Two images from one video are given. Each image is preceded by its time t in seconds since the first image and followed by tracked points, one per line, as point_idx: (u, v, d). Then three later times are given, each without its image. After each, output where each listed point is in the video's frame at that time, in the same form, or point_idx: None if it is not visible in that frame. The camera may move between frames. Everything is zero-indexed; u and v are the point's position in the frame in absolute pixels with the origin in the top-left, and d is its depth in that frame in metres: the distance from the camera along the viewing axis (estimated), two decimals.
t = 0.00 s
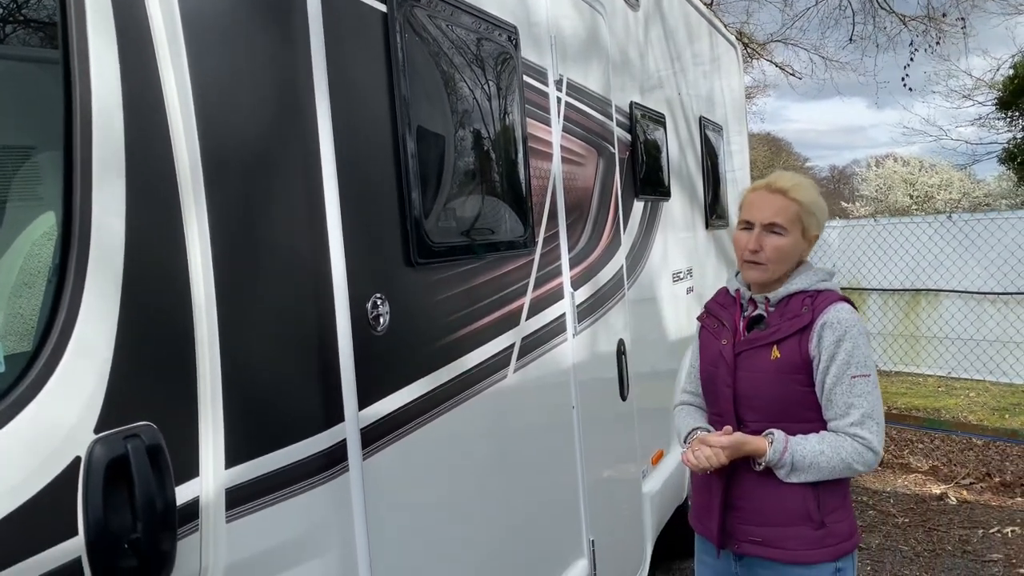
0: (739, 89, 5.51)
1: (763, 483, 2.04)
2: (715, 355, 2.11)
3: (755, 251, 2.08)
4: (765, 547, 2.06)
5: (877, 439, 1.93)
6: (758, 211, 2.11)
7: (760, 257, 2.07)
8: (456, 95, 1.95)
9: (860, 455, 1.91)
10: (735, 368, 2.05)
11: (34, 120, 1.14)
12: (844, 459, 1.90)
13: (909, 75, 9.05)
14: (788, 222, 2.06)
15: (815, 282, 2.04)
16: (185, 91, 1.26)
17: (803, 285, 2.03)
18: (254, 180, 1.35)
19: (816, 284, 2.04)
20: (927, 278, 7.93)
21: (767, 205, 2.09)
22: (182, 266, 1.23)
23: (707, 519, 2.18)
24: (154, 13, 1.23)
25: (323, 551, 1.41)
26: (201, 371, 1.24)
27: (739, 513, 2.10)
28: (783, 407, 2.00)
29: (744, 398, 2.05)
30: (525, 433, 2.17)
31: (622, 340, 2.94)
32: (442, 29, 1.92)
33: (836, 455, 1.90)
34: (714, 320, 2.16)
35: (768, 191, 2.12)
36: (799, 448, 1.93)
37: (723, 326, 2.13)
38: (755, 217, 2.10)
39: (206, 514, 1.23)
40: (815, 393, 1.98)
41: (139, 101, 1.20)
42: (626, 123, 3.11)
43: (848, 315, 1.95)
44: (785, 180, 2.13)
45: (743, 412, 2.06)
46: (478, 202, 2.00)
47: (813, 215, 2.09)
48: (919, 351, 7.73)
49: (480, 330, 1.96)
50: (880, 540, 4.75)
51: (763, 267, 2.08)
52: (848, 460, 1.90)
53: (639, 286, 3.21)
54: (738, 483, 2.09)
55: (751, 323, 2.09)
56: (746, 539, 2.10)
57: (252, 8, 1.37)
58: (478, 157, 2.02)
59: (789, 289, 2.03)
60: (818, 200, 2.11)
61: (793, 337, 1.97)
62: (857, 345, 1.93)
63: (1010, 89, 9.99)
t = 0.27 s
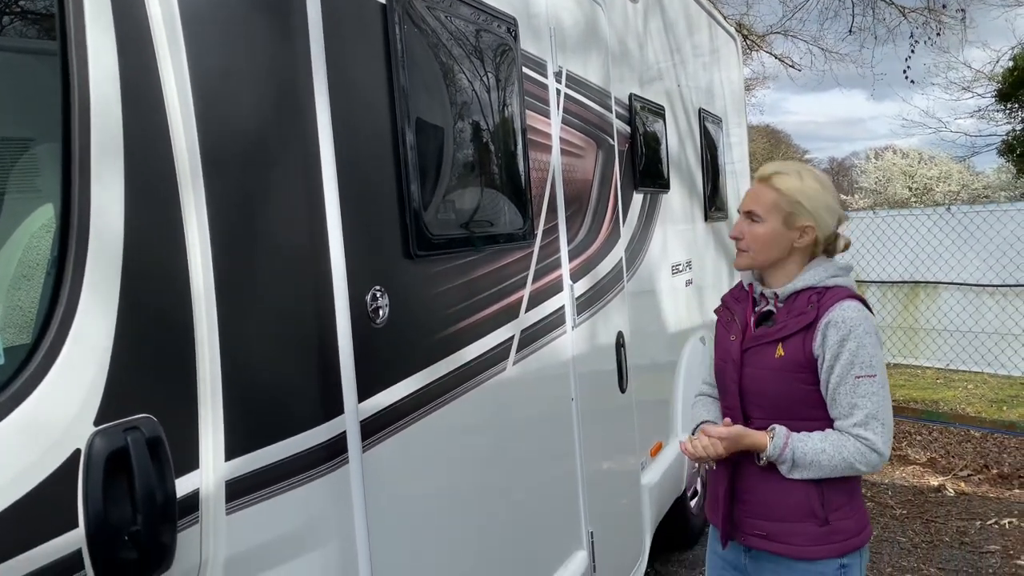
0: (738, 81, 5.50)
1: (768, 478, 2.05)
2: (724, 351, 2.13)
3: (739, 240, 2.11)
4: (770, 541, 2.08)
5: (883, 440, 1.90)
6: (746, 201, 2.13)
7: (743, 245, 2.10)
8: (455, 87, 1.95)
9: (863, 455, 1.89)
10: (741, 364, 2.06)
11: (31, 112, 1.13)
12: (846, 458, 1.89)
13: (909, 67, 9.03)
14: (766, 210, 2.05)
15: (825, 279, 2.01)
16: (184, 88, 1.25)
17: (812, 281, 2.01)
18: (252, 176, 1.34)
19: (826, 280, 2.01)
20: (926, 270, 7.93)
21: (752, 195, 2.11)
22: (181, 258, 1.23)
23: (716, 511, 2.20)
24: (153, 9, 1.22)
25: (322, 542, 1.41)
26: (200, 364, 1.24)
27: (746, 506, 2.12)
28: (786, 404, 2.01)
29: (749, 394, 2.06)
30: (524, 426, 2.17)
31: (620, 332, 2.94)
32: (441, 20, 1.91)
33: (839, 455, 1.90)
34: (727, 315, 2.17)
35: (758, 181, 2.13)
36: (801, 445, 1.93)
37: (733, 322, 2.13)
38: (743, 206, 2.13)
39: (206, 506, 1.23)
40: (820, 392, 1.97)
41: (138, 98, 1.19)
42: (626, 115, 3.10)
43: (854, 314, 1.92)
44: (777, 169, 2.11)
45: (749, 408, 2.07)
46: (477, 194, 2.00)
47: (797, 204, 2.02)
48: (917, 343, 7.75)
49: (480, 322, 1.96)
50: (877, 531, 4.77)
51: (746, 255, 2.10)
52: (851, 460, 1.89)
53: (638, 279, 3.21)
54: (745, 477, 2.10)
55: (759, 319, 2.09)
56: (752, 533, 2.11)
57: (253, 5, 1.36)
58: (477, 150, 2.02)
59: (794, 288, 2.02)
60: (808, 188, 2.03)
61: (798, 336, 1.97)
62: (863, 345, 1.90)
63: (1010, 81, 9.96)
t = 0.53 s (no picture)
0: (738, 74, 5.49)
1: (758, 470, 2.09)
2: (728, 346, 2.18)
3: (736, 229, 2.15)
4: (762, 530, 2.12)
5: (847, 451, 1.83)
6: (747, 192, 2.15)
7: (738, 235, 2.14)
8: (454, 80, 1.94)
9: (824, 463, 1.85)
10: (735, 360, 2.11)
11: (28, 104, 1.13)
12: (808, 463, 1.87)
13: (908, 59, 9.01)
14: (754, 201, 2.07)
15: (805, 282, 1.98)
16: (180, 69, 1.25)
17: (793, 284, 1.99)
18: (249, 157, 1.34)
19: (806, 284, 1.97)
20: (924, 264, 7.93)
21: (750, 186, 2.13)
22: (180, 251, 1.23)
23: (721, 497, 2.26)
24: None
25: (322, 535, 1.42)
26: (199, 357, 1.24)
27: (743, 495, 2.16)
28: (766, 404, 2.03)
29: (740, 390, 2.12)
30: (523, 419, 2.17)
31: (619, 326, 2.94)
32: (439, 13, 1.91)
33: (801, 459, 1.88)
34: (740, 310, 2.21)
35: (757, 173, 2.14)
36: (769, 443, 1.95)
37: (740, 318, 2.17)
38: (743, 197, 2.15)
39: (206, 500, 1.23)
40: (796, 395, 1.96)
41: (135, 85, 1.19)
42: (625, 108, 3.10)
43: (820, 321, 1.88)
44: (776, 162, 2.10)
45: (742, 402, 2.13)
46: (476, 187, 2.00)
47: (778, 198, 2.01)
48: (915, 337, 7.76)
49: (478, 316, 1.96)
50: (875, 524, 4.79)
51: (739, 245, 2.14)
52: (813, 465, 1.86)
53: (637, 272, 3.21)
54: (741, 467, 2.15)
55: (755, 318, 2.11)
56: (749, 521, 2.16)
57: None
58: (476, 143, 2.01)
59: (778, 289, 2.02)
60: (794, 182, 2.00)
61: (773, 339, 1.98)
62: (826, 353, 1.85)
63: (1010, 74, 9.94)
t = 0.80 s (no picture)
0: (738, 69, 5.48)
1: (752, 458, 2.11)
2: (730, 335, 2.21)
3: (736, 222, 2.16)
4: (760, 516, 2.15)
5: (823, 442, 1.83)
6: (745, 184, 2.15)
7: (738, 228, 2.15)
8: (454, 74, 1.94)
9: (801, 453, 1.86)
10: (735, 349, 2.13)
11: (28, 99, 1.13)
12: (785, 452, 1.88)
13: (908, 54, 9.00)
14: (749, 195, 2.08)
15: (796, 274, 1.99)
16: (179, 56, 1.25)
17: (783, 277, 2.01)
18: (248, 145, 1.34)
19: (797, 276, 1.99)
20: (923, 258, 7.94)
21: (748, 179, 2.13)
22: (181, 245, 1.23)
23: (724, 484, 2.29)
24: None
25: (322, 529, 1.42)
26: (200, 353, 1.24)
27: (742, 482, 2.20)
28: (757, 394, 2.04)
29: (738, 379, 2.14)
30: (523, 413, 2.18)
31: (619, 321, 2.95)
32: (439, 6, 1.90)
33: (780, 446, 1.90)
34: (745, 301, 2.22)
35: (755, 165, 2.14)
36: (753, 430, 1.97)
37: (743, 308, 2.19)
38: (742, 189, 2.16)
39: (206, 495, 1.23)
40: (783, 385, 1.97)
41: (134, 79, 1.18)
42: (624, 103, 3.10)
43: (802, 313, 1.88)
44: (772, 154, 2.09)
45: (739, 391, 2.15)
46: (476, 182, 2.00)
47: (771, 192, 2.01)
48: (914, 331, 7.77)
49: (478, 311, 1.96)
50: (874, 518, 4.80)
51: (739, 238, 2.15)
52: (791, 453, 1.88)
53: (636, 267, 3.21)
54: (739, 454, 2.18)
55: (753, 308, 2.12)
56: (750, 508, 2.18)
57: None
58: (476, 137, 2.01)
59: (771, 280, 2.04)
60: (787, 176, 2.00)
61: (763, 329, 2.00)
62: (805, 344, 1.85)
63: (1009, 68, 9.92)
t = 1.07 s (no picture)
0: (737, 64, 5.48)
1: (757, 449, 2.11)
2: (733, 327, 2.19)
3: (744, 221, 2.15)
4: (761, 508, 2.14)
5: (864, 425, 1.86)
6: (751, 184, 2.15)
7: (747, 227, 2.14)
8: (454, 71, 1.94)
9: (842, 438, 1.87)
10: (743, 341, 2.12)
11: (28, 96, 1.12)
12: (825, 440, 1.89)
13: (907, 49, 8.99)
14: (760, 193, 2.07)
15: (818, 266, 1.99)
16: (182, 62, 1.25)
17: (803, 268, 2.00)
18: (251, 150, 1.34)
19: (818, 268, 1.98)
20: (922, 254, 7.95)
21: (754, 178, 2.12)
22: (183, 243, 1.23)
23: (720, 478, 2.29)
24: None
25: (324, 526, 1.42)
26: (202, 351, 1.24)
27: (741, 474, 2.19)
28: (774, 384, 2.04)
29: (745, 371, 2.12)
30: (524, 410, 2.18)
31: (619, 317, 2.95)
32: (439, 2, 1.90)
33: (819, 436, 1.89)
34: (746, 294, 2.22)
35: (760, 165, 2.14)
36: (783, 425, 1.95)
37: (747, 300, 2.18)
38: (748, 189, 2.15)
39: (208, 493, 1.23)
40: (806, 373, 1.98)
41: (136, 78, 1.18)
42: (624, 99, 3.09)
43: (834, 301, 1.89)
44: (779, 153, 2.10)
45: (746, 383, 2.14)
46: (477, 179, 1.99)
47: (785, 189, 2.01)
48: (913, 327, 7.78)
49: (479, 307, 1.96)
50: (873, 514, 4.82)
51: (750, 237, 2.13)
52: (830, 441, 1.88)
53: (636, 263, 3.21)
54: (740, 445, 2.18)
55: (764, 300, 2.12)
56: (750, 499, 2.18)
57: None
58: (476, 134, 2.01)
59: (788, 272, 2.03)
60: (798, 172, 2.00)
61: (783, 319, 1.99)
62: (841, 331, 1.87)
63: (1009, 63, 9.91)
